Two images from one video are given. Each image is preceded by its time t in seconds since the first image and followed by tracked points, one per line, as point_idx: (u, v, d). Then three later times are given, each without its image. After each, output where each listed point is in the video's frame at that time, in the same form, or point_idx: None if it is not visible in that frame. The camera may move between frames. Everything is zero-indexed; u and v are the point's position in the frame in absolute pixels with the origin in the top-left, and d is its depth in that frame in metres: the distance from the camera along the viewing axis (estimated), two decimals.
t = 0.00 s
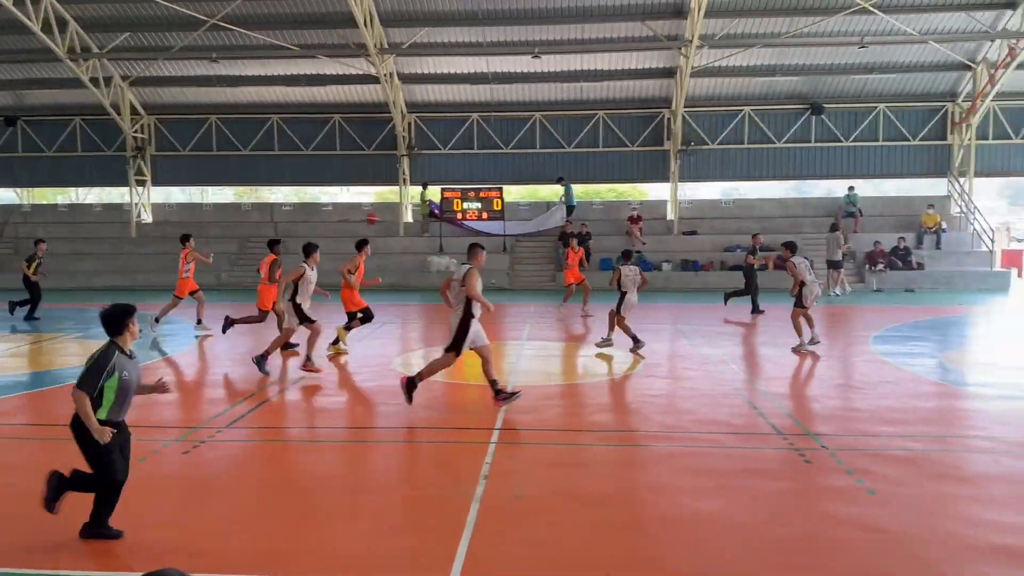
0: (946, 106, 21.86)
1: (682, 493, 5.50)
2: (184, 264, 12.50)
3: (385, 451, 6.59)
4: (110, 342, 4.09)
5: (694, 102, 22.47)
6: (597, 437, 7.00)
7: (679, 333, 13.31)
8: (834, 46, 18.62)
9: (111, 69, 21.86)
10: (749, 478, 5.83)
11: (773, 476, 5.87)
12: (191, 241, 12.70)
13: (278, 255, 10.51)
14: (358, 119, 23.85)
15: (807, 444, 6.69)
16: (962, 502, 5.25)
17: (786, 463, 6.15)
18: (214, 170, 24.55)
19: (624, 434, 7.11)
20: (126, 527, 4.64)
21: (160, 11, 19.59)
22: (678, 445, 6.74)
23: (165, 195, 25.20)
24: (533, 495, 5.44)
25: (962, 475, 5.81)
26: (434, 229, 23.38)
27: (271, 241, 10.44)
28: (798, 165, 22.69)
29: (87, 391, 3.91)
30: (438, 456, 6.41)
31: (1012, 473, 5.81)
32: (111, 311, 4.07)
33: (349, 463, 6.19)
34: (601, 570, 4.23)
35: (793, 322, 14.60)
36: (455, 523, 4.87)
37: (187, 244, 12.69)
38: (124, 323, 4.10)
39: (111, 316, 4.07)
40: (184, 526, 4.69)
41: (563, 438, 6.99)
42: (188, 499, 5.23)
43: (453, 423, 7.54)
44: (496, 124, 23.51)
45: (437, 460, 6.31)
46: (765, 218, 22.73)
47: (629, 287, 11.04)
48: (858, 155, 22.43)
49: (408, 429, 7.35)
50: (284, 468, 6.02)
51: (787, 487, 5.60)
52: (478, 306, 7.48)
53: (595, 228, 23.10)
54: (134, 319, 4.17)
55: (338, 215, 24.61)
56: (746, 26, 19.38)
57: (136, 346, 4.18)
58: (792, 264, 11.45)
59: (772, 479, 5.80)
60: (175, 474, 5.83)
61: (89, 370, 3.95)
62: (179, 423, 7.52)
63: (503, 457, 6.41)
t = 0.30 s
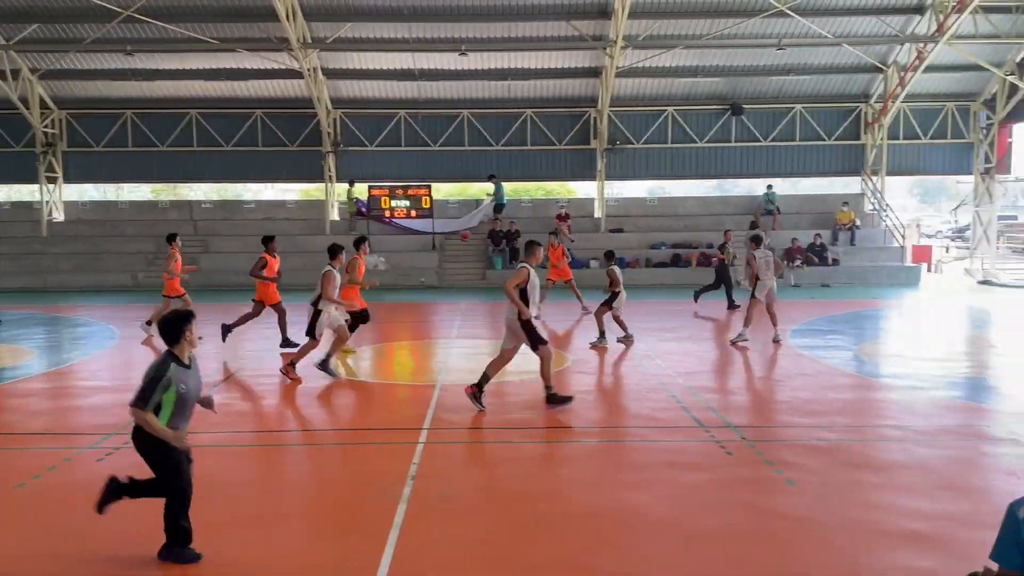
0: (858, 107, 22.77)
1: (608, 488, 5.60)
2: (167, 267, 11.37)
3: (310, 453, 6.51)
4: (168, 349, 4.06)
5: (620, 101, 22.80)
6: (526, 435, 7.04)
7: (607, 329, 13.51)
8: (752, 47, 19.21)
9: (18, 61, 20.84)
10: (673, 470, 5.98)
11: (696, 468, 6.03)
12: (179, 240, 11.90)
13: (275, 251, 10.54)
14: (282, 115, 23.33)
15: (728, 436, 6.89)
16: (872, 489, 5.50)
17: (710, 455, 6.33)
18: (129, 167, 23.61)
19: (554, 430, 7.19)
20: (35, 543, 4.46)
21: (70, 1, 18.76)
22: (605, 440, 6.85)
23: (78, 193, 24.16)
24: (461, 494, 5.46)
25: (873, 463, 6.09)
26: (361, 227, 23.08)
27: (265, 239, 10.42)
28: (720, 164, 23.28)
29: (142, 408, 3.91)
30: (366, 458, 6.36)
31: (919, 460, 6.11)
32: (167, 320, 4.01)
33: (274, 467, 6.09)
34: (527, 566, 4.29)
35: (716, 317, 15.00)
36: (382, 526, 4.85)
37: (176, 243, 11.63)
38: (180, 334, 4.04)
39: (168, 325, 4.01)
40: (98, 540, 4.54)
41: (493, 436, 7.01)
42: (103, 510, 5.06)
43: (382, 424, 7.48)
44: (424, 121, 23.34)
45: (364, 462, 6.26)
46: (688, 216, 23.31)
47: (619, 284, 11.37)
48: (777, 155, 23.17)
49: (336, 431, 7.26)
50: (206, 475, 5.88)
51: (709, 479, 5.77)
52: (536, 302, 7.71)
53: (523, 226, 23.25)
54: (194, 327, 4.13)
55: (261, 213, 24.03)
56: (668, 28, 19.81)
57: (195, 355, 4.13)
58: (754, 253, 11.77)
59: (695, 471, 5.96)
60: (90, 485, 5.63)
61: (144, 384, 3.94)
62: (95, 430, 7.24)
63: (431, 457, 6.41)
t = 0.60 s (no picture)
0: (782, 109, 23.53)
1: (543, 487, 5.66)
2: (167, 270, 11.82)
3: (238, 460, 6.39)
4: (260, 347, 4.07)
5: (553, 102, 22.98)
6: (460, 436, 7.05)
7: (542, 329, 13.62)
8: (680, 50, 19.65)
9: None
10: (607, 468, 6.08)
11: (627, 465, 6.15)
12: (172, 244, 12.14)
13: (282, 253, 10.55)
14: (207, 113, 22.71)
15: (658, 433, 7.05)
16: (795, 482, 5.70)
17: (643, 452, 6.46)
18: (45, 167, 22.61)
19: (491, 431, 7.22)
20: None
21: None
22: (541, 439, 6.92)
23: None
24: (393, 498, 5.44)
25: (796, 456, 6.31)
26: (291, 228, 22.68)
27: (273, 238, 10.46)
28: (651, 165, 23.70)
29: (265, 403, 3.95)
30: (295, 463, 6.28)
31: (842, 452, 6.37)
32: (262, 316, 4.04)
33: (200, 476, 5.97)
34: (461, 568, 4.31)
35: (648, 315, 15.30)
36: (311, 532, 4.81)
37: (170, 248, 12.00)
38: (273, 328, 4.09)
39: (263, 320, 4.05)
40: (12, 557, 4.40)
41: (426, 438, 7.00)
42: (19, 526, 4.90)
43: (314, 428, 7.38)
44: (355, 120, 23.03)
45: (297, 469, 6.17)
46: (621, 217, 23.69)
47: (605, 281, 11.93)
48: (705, 156, 23.74)
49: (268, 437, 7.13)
50: (129, 485, 5.73)
51: (639, 475, 5.89)
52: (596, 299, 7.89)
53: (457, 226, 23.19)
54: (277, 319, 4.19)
55: (186, 214, 23.35)
56: (598, 31, 20.08)
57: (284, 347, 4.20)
58: (717, 245, 12.27)
59: (626, 468, 6.07)
60: (6, 498, 5.44)
61: (262, 380, 3.96)
62: (12, 441, 6.94)
63: (362, 460, 6.37)
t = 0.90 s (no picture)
0: (717, 112, 24.01)
1: (484, 489, 5.62)
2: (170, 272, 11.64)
3: (170, 471, 6.19)
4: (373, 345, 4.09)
5: (493, 104, 22.98)
6: (401, 440, 6.96)
7: (485, 330, 13.57)
8: (618, 52, 19.85)
9: None
10: (547, 468, 6.07)
11: (567, 464, 6.17)
12: (173, 245, 11.86)
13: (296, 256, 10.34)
14: (137, 113, 22.02)
15: (599, 432, 7.08)
16: (733, 477, 5.78)
17: (584, 452, 6.47)
18: None
19: (432, 433, 7.15)
20: None
21: None
22: (483, 441, 6.88)
23: None
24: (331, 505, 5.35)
25: (734, 452, 6.42)
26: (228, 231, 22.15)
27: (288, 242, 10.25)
28: (591, 167, 23.90)
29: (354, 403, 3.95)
30: (230, 473, 6.12)
31: (777, 447, 6.49)
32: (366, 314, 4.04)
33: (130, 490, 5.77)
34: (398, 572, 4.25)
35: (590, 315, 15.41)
36: (245, 545, 4.70)
37: (170, 249, 11.75)
38: (380, 327, 4.07)
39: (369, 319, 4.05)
40: None
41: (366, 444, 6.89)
42: None
43: (250, 436, 7.19)
44: (292, 120, 22.66)
45: (233, 478, 5.99)
46: (562, 218, 23.82)
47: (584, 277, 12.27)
48: (644, 157, 24.04)
49: (201, 445, 6.92)
50: (54, 502, 5.51)
51: (579, 474, 5.91)
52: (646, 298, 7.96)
53: (398, 227, 22.97)
54: (389, 319, 4.15)
55: (116, 216, 22.59)
56: (537, 32, 20.14)
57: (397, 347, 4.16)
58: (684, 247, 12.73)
59: (566, 468, 6.08)
60: None
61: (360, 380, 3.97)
62: None
63: (300, 468, 6.24)
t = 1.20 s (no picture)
0: (662, 114, 24.31)
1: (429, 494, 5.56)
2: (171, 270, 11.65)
3: (105, 481, 5.99)
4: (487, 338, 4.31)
5: (440, 105, 22.88)
6: (346, 445, 6.85)
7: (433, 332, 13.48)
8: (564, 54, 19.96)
9: None
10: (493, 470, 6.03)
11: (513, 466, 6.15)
12: (175, 243, 11.86)
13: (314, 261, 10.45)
14: (71, 112, 21.32)
15: (546, 432, 7.08)
16: (676, 475, 5.84)
17: (529, 453, 6.46)
18: None
19: (377, 438, 7.06)
20: None
21: None
22: (429, 444, 6.81)
23: None
24: (273, 513, 5.25)
25: (677, 450, 6.48)
26: (168, 233, 21.59)
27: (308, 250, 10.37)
28: (539, 168, 23.95)
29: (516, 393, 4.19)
30: (169, 482, 5.95)
31: (720, 445, 6.57)
32: (488, 308, 4.25)
33: (62, 501, 5.57)
34: None
35: (539, 316, 15.44)
36: (182, 556, 4.58)
37: (174, 246, 11.81)
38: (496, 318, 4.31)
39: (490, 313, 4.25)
40: None
41: (310, 449, 6.76)
42: None
43: (189, 444, 7.00)
44: (234, 120, 22.18)
45: (167, 488, 5.81)
46: (511, 219, 23.84)
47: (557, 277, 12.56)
48: (591, 159, 24.20)
49: (136, 454, 6.69)
50: None
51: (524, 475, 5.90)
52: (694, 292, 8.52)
53: (344, 229, 22.68)
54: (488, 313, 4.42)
55: (50, 218, 21.82)
56: (483, 33, 20.11)
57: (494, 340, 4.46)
58: (643, 248, 14.12)
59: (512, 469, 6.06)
60: None
61: (507, 367, 4.20)
62: None
63: (242, 475, 6.10)
